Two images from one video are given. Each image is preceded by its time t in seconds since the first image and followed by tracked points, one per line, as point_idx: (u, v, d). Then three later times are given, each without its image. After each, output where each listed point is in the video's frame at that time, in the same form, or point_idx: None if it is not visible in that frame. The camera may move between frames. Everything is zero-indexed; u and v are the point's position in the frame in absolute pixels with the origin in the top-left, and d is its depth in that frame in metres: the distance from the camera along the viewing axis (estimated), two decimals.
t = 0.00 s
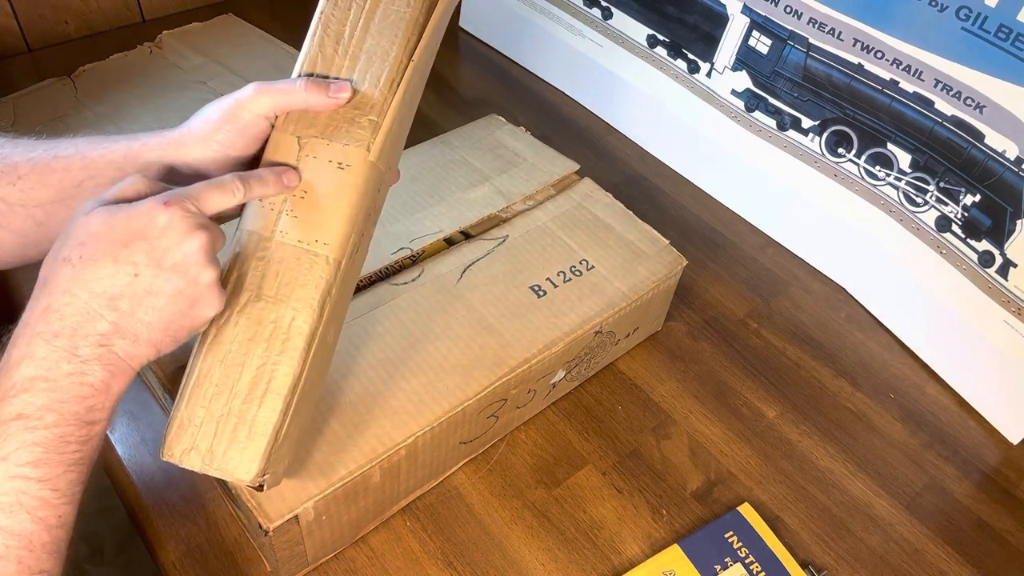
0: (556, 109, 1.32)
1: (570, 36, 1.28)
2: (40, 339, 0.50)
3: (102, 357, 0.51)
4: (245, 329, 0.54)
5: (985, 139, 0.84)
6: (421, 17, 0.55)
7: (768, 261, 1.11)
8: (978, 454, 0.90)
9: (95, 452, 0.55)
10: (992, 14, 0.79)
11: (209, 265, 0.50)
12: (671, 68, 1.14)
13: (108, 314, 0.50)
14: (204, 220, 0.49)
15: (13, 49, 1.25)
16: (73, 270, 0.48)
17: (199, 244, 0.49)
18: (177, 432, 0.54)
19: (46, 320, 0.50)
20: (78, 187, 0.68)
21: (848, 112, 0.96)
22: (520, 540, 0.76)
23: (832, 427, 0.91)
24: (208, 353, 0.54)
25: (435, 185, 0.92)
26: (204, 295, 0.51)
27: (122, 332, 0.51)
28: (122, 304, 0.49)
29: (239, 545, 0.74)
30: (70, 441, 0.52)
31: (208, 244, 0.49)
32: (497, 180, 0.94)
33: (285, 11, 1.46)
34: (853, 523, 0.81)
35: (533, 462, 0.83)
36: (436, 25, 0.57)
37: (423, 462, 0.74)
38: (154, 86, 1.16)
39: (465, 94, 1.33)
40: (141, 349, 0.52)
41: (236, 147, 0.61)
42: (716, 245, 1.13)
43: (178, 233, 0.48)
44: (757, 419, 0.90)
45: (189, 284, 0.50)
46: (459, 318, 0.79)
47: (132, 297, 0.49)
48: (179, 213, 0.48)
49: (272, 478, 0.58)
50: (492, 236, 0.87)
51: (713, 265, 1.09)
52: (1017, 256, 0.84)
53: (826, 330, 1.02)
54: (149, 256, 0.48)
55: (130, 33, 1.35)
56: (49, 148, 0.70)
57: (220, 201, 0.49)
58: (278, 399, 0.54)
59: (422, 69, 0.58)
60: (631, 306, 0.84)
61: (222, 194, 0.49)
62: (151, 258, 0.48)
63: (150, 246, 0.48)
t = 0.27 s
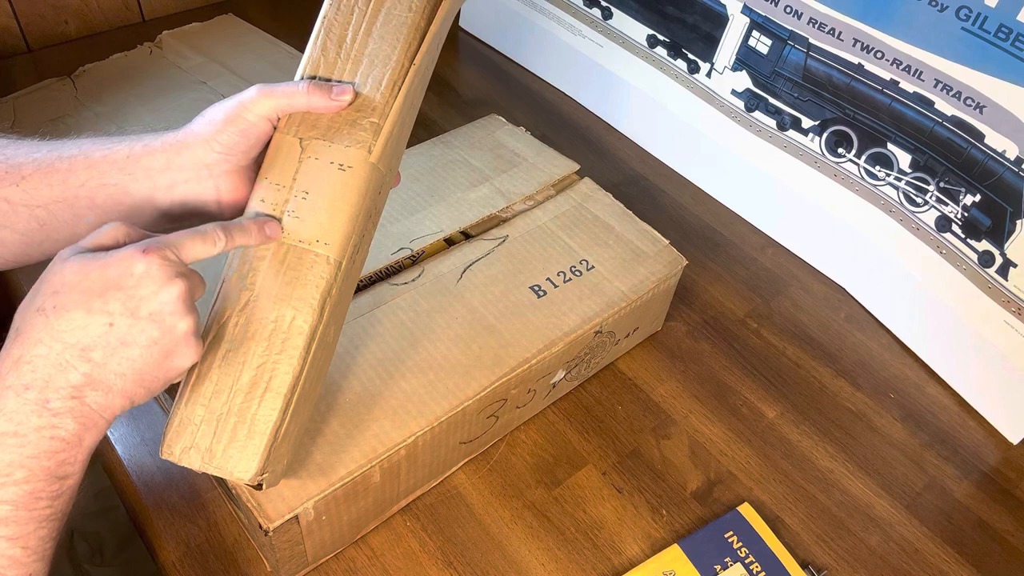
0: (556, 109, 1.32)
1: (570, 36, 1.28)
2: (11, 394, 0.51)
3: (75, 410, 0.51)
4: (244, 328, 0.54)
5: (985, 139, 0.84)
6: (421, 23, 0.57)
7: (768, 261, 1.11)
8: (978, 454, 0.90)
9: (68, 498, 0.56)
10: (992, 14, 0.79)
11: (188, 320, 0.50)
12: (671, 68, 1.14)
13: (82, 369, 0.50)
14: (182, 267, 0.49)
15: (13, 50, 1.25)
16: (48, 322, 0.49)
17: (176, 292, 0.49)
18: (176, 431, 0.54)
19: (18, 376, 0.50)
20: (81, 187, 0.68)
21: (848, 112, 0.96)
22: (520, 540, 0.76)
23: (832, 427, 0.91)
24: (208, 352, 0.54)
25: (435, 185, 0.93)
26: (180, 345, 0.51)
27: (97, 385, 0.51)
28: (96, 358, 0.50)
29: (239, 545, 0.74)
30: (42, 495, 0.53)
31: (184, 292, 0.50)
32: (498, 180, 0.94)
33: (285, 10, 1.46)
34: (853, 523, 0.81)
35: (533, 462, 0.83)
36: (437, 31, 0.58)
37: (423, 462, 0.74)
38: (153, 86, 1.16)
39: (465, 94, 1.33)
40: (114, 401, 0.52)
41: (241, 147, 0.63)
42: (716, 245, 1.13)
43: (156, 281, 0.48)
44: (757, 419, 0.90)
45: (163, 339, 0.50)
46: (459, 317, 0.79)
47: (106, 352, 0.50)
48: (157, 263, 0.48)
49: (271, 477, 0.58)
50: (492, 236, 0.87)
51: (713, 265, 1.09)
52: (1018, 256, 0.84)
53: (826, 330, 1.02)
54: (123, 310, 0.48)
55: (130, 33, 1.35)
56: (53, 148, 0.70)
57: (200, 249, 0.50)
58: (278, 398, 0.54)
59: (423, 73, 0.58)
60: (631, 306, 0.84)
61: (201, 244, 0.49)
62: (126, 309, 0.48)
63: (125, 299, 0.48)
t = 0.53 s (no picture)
0: (556, 109, 1.32)
1: (570, 36, 1.28)
2: (36, 391, 0.49)
3: (92, 415, 0.49)
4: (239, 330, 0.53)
5: (985, 139, 0.84)
6: (418, 27, 0.57)
7: (768, 261, 1.11)
8: (978, 454, 0.90)
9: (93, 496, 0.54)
10: (992, 14, 0.79)
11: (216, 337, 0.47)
12: (671, 68, 1.14)
13: (102, 373, 0.47)
14: (198, 264, 0.47)
15: (13, 50, 1.25)
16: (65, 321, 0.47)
17: (191, 291, 0.46)
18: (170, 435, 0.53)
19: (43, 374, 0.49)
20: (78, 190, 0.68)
21: (848, 112, 0.96)
22: (520, 540, 0.76)
23: (832, 427, 0.91)
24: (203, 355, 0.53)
25: (435, 185, 0.93)
26: (201, 347, 0.47)
27: (118, 391, 0.48)
28: (118, 363, 0.47)
29: (239, 545, 0.74)
30: (64, 496, 0.52)
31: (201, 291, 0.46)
32: (497, 180, 0.94)
33: (285, 10, 1.46)
34: (854, 523, 0.81)
35: (533, 462, 0.83)
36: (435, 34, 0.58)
37: (423, 462, 0.74)
38: (153, 86, 1.16)
39: (465, 94, 1.33)
40: (135, 404, 0.49)
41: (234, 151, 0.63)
42: (716, 245, 1.13)
43: (170, 278, 0.45)
44: (757, 419, 0.90)
45: (186, 351, 0.47)
46: (459, 316, 0.79)
47: (129, 358, 0.47)
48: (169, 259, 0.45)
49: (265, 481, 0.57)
50: (492, 236, 0.87)
51: (713, 265, 1.09)
52: (1017, 256, 0.84)
53: (826, 330, 1.02)
54: (148, 316, 0.46)
55: (131, 33, 1.35)
56: (50, 151, 0.70)
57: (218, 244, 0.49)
58: (271, 401, 0.53)
59: (420, 77, 0.58)
60: (631, 306, 0.84)
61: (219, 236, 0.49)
62: (139, 309, 0.46)
63: (149, 304, 0.45)
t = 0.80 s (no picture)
0: (556, 109, 1.32)
1: (570, 36, 1.28)
2: (109, 330, 0.51)
3: (166, 354, 0.51)
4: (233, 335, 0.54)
5: (985, 139, 0.84)
6: (418, 32, 0.56)
7: (768, 261, 1.11)
8: (979, 454, 0.90)
9: (155, 442, 0.54)
10: (992, 14, 0.79)
11: (285, 288, 0.50)
12: (671, 68, 1.14)
13: (174, 315, 0.50)
14: (272, 217, 0.49)
15: (13, 50, 1.25)
16: (142, 264, 0.50)
17: (261, 242, 0.48)
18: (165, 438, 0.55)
19: (120, 313, 0.50)
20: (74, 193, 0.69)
21: (848, 112, 0.96)
22: (520, 539, 0.76)
23: (832, 428, 0.91)
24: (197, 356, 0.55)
25: (435, 185, 0.93)
26: (270, 293, 0.50)
27: (190, 334, 0.51)
28: (191, 306, 0.50)
29: (238, 545, 0.74)
30: (128, 433, 0.51)
31: (272, 240, 0.49)
32: (498, 180, 0.94)
33: (285, 11, 1.46)
34: (853, 523, 0.81)
35: (533, 462, 0.83)
36: (434, 40, 0.58)
37: (423, 462, 0.74)
38: (153, 87, 1.16)
39: (465, 94, 1.33)
40: (205, 345, 0.52)
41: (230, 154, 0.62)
42: (716, 245, 1.13)
43: (242, 229, 0.48)
44: (757, 419, 0.90)
45: (256, 299, 0.50)
46: (459, 316, 0.79)
47: (201, 304, 0.50)
48: (241, 210, 0.48)
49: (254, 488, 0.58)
50: (492, 236, 0.87)
51: (713, 265, 1.09)
52: (1018, 256, 0.84)
53: (826, 330, 1.02)
54: (223, 265, 0.49)
55: (130, 33, 1.35)
56: (48, 154, 0.71)
57: (286, 194, 0.49)
58: (262, 407, 0.55)
59: (418, 82, 0.58)
60: (631, 307, 0.84)
61: (288, 188, 0.49)
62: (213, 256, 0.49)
63: (224, 253, 0.49)
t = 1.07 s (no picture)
0: (556, 109, 1.32)
1: (570, 36, 1.28)
2: (117, 333, 0.52)
3: (172, 357, 0.52)
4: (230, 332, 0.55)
5: (985, 139, 0.84)
6: (416, 27, 0.56)
7: (768, 261, 1.11)
8: (979, 454, 0.90)
9: (162, 441, 0.54)
10: (992, 14, 0.79)
11: (284, 290, 0.50)
12: (671, 68, 1.14)
13: (178, 320, 0.51)
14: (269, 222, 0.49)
15: (13, 50, 1.25)
16: (147, 269, 0.51)
17: (258, 248, 0.48)
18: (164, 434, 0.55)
19: (126, 316, 0.51)
20: (73, 190, 0.69)
21: (848, 112, 0.96)
22: (520, 539, 0.76)
23: (832, 428, 0.91)
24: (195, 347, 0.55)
25: (435, 185, 0.93)
26: (269, 296, 0.50)
27: (193, 338, 0.51)
28: (193, 311, 0.50)
29: (238, 545, 0.74)
30: (134, 433, 0.52)
31: (269, 245, 0.49)
32: (498, 180, 0.94)
33: (286, 11, 1.46)
34: (853, 523, 0.81)
35: (533, 462, 0.83)
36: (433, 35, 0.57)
37: (423, 462, 0.74)
38: (153, 87, 1.16)
39: (465, 94, 1.33)
40: (209, 347, 0.52)
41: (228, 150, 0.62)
42: (716, 244, 1.13)
43: (240, 235, 0.48)
44: (757, 419, 0.90)
45: (257, 302, 0.50)
46: (459, 316, 0.79)
47: (203, 308, 0.50)
48: (237, 217, 0.48)
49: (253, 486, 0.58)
50: (492, 236, 0.87)
51: (713, 265, 1.09)
52: (1018, 256, 0.84)
53: (826, 330, 1.02)
54: (222, 270, 0.49)
55: (130, 33, 1.35)
56: (47, 152, 0.71)
57: (282, 199, 0.49)
58: (259, 402, 0.55)
59: (417, 78, 0.58)
60: (631, 307, 0.84)
61: (284, 193, 0.49)
62: (213, 261, 0.49)
63: (223, 259, 0.49)
